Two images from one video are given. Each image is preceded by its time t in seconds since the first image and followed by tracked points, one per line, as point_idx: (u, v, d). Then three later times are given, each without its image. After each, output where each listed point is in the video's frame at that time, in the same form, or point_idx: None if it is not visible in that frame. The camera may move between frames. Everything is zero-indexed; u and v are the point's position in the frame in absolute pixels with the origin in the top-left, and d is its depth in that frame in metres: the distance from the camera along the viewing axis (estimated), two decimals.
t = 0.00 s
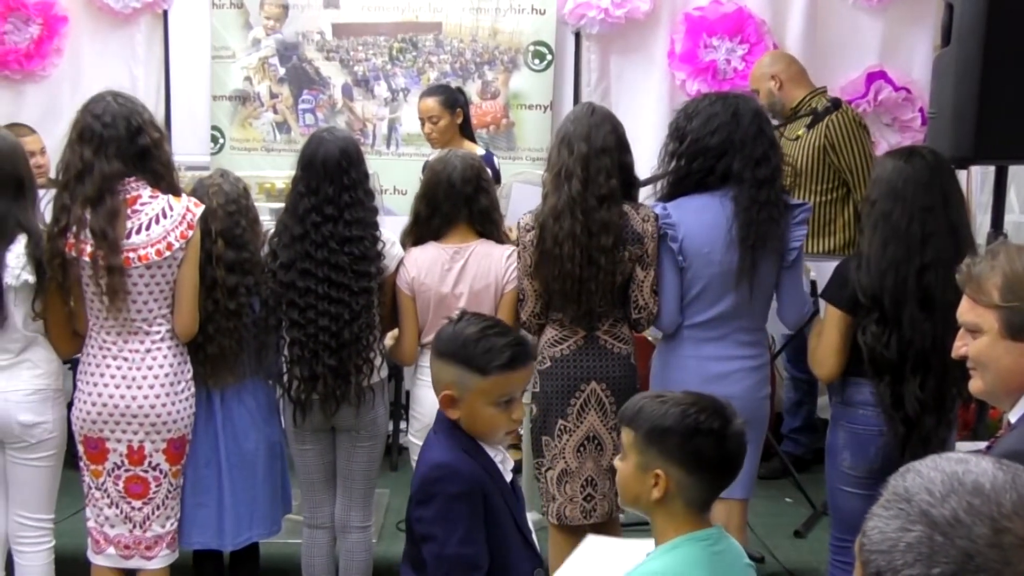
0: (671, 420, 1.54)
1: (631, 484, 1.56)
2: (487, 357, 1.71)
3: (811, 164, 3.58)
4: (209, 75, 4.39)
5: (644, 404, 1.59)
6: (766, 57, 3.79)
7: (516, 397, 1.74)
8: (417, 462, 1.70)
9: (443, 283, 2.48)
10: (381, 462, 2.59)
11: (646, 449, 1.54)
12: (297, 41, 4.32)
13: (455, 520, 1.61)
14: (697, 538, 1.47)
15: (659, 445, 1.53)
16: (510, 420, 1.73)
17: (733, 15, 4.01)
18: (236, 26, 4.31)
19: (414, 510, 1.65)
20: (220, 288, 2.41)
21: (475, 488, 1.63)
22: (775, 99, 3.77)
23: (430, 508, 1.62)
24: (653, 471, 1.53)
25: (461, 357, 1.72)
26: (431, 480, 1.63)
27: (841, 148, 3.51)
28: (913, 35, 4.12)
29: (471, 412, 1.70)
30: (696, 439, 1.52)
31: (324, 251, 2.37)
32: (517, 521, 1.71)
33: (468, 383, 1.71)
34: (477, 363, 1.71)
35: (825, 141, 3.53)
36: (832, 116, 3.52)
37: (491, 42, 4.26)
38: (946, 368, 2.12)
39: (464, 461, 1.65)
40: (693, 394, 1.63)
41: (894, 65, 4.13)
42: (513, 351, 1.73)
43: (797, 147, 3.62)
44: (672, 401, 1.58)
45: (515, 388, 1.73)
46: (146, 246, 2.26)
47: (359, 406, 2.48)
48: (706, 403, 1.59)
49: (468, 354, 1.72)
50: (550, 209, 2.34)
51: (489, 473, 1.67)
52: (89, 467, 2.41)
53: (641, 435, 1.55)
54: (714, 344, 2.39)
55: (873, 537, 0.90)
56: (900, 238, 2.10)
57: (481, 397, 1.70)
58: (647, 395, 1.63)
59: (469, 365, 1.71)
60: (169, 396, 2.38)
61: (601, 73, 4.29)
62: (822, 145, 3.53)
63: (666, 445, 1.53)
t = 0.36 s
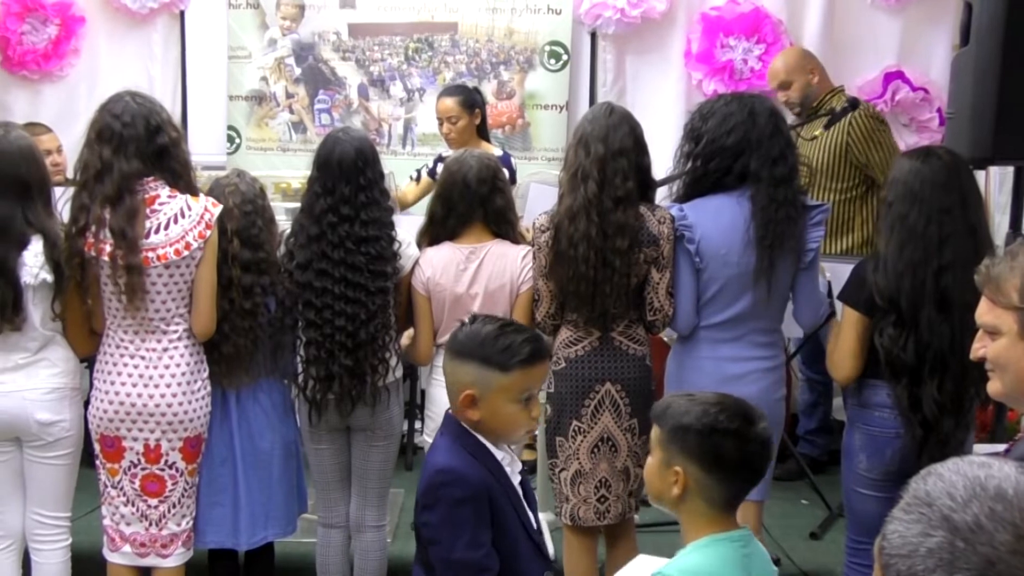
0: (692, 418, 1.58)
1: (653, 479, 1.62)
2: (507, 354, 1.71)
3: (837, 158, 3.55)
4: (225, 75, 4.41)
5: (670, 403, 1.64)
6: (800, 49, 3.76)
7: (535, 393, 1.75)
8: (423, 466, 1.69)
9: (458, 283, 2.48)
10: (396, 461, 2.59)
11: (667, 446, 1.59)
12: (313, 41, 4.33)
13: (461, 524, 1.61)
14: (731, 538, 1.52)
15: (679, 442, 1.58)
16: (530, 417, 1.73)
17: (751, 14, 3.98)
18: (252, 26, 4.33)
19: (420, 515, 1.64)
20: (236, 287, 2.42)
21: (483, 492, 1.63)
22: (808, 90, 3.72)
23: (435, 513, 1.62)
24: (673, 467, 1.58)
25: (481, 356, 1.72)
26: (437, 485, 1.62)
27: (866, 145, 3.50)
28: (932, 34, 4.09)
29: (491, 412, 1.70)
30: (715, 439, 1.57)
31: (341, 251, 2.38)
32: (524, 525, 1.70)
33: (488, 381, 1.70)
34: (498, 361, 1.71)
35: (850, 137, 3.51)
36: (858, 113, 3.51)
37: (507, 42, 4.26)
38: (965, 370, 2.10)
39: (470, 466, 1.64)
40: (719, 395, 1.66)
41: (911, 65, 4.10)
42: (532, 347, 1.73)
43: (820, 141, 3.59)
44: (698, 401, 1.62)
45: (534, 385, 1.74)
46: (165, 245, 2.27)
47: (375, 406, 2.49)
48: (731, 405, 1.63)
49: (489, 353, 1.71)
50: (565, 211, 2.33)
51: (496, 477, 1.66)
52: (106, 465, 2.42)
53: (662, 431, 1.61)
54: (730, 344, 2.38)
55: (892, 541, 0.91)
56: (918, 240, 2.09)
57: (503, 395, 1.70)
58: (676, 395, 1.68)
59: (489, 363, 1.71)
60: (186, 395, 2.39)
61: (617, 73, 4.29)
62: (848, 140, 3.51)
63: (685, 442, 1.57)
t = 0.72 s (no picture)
0: (738, 424, 1.57)
1: (685, 482, 1.59)
2: (521, 345, 1.71)
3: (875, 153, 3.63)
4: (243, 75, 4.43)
5: (709, 406, 1.61)
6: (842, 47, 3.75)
7: (553, 384, 1.74)
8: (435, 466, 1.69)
9: (473, 283, 2.48)
10: (411, 461, 2.60)
11: (709, 449, 1.57)
12: (330, 41, 4.35)
13: (468, 524, 1.60)
14: (759, 543, 1.54)
15: (725, 447, 1.56)
16: (552, 409, 1.72)
17: (768, 14, 3.97)
18: (270, 27, 4.34)
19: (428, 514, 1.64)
20: (253, 287, 2.43)
21: (490, 495, 1.62)
22: (852, 88, 3.73)
23: (442, 512, 1.61)
24: (714, 472, 1.56)
25: (495, 350, 1.72)
26: (445, 484, 1.62)
27: (902, 144, 3.64)
28: (952, 34, 4.06)
29: (510, 405, 1.70)
30: (763, 446, 1.57)
31: (357, 251, 2.38)
32: (534, 529, 1.68)
33: (504, 374, 1.70)
34: (513, 353, 1.71)
35: (890, 134, 3.63)
36: (899, 112, 3.64)
37: (523, 42, 4.26)
38: (985, 371, 2.07)
39: (481, 467, 1.63)
40: (752, 399, 1.65)
41: (931, 65, 4.07)
42: (546, 336, 1.73)
43: (858, 134, 3.67)
44: (738, 405, 1.61)
45: (551, 375, 1.73)
46: (183, 245, 2.29)
47: (391, 406, 2.50)
48: (770, 410, 1.63)
49: (502, 346, 1.72)
50: (581, 211, 2.32)
51: (506, 480, 1.65)
52: (124, 464, 2.44)
53: (704, 435, 1.58)
54: (747, 345, 2.37)
55: (911, 542, 0.95)
56: (937, 242, 2.07)
57: (520, 386, 1.70)
58: (711, 395, 1.66)
59: (503, 356, 1.71)
60: (203, 394, 2.39)
61: (634, 73, 4.28)
62: (888, 136, 3.62)
63: (733, 448, 1.56)
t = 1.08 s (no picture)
0: (764, 427, 1.56)
1: (707, 481, 1.58)
2: (525, 343, 1.71)
3: (890, 156, 3.61)
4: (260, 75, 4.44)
5: (736, 406, 1.61)
6: (882, 43, 3.78)
7: (555, 384, 1.73)
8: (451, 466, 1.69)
9: (488, 283, 2.48)
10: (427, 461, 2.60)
11: (733, 450, 1.56)
12: (347, 41, 4.36)
13: (486, 525, 1.60)
14: (780, 548, 1.53)
15: (749, 449, 1.55)
16: (552, 409, 1.71)
17: (786, 14, 3.94)
18: (287, 27, 4.36)
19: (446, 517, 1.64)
20: (270, 286, 2.44)
21: (508, 495, 1.62)
22: (885, 83, 3.73)
23: (460, 515, 1.62)
24: (737, 474, 1.55)
25: (498, 346, 1.72)
26: (462, 486, 1.62)
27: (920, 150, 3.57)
28: (971, 34, 4.02)
29: (512, 403, 1.69)
30: (787, 450, 1.55)
31: (372, 250, 2.38)
32: (553, 529, 1.68)
33: (508, 371, 1.70)
34: (516, 349, 1.70)
35: (910, 139, 3.58)
36: (926, 118, 3.58)
37: (540, 42, 4.25)
38: (1005, 374, 2.07)
39: (496, 468, 1.63)
40: (779, 401, 1.64)
41: (949, 65, 4.04)
42: (550, 335, 1.73)
43: (878, 135, 3.66)
44: (766, 407, 1.60)
45: (554, 374, 1.73)
46: (200, 245, 2.29)
47: (406, 406, 2.50)
48: (795, 412, 1.61)
49: (504, 341, 1.72)
50: (599, 211, 2.32)
51: (523, 479, 1.65)
52: (141, 463, 2.45)
53: (728, 435, 1.58)
54: (764, 346, 2.35)
55: (931, 544, 0.97)
56: (957, 245, 2.05)
57: (522, 384, 1.69)
58: (738, 395, 1.65)
59: (506, 353, 1.71)
60: (219, 393, 2.40)
61: (651, 73, 4.27)
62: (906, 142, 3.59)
63: (756, 450, 1.55)
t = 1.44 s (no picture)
0: (780, 430, 1.55)
1: (723, 484, 1.57)
2: (547, 344, 1.70)
3: (921, 155, 3.59)
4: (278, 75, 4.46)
5: (753, 409, 1.60)
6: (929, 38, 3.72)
7: (576, 386, 1.72)
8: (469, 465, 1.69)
9: (505, 283, 2.48)
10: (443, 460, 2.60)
11: (749, 454, 1.56)
12: (364, 41, 4.36)
13: (502, 525, 1.60)
14: (794, 551, 1.51)
15: (765, 452, 1.55)
16: (573, 411, 1.70)
17: (804, 13, 3.93)
18: (304, 27, 4.37)
19: (462, 516, 1.64)
20: (287, 286, 2.45)
21: (525, 495, 1.62)
22: (923, 80, 3.68)
23: (477, 515, 1.62)
24: (753, 478, 1.55)
25: (520, 347, 1.72)
26: (478, 486, 1.62)
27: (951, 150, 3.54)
28: (992, 33, 3.98)
29: (531, 404, 1.69)
30: (804, 454, 1.54)
31: (388, 250, 2.39)
32: (570, 531, 1.68)
33: (528, 372, 1.70)
34: (537, 351, 1.70)
35: (941, 141, 3.55)
36: (959, 119, 3.55)
37: (557, 42, 4.25)
38: None
39: (512, 468, 1.63)
40: (795, 403, 1.63)
41: (969, 63, 4.00)
42: (572, 337, 1.72)
43: (912, 135, 3.65)
44: (782, 410, 1.59)
45: (575, 376, 1.72)
46: (216, 244, 2.30)
47: (422, 406, 2.50)
48: (811, 415, 1.61)
49: (526, 342, 1.71)
50: (616, 211, 2.31)
51: (540, 480, 1.64)
52: (158, 462, 2.46)
53: (744, 439, 1.57)
54: (782, 347, 2.34)
55: (950, 545, 1.02)
56: (978, 244, 2.03)
57: (543, 385, 1.69)
58: (752, 399, 1.64)
59: (528, 354, 1.70)
60: (236, 393, 2.41)
61: (668, 73, 4.25)
62: (936, 141, 3.56)
63: (772, 454, 1.54)
